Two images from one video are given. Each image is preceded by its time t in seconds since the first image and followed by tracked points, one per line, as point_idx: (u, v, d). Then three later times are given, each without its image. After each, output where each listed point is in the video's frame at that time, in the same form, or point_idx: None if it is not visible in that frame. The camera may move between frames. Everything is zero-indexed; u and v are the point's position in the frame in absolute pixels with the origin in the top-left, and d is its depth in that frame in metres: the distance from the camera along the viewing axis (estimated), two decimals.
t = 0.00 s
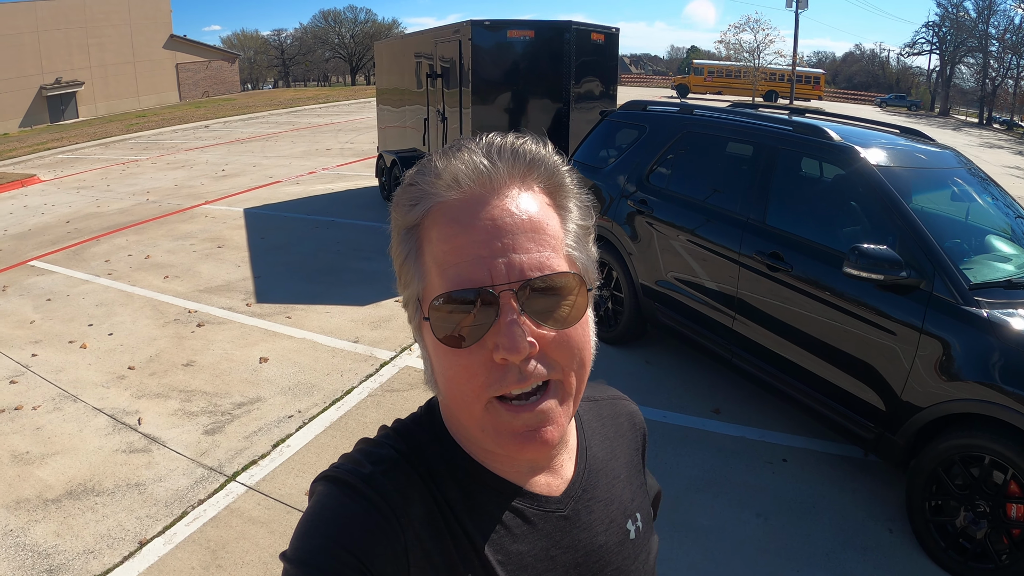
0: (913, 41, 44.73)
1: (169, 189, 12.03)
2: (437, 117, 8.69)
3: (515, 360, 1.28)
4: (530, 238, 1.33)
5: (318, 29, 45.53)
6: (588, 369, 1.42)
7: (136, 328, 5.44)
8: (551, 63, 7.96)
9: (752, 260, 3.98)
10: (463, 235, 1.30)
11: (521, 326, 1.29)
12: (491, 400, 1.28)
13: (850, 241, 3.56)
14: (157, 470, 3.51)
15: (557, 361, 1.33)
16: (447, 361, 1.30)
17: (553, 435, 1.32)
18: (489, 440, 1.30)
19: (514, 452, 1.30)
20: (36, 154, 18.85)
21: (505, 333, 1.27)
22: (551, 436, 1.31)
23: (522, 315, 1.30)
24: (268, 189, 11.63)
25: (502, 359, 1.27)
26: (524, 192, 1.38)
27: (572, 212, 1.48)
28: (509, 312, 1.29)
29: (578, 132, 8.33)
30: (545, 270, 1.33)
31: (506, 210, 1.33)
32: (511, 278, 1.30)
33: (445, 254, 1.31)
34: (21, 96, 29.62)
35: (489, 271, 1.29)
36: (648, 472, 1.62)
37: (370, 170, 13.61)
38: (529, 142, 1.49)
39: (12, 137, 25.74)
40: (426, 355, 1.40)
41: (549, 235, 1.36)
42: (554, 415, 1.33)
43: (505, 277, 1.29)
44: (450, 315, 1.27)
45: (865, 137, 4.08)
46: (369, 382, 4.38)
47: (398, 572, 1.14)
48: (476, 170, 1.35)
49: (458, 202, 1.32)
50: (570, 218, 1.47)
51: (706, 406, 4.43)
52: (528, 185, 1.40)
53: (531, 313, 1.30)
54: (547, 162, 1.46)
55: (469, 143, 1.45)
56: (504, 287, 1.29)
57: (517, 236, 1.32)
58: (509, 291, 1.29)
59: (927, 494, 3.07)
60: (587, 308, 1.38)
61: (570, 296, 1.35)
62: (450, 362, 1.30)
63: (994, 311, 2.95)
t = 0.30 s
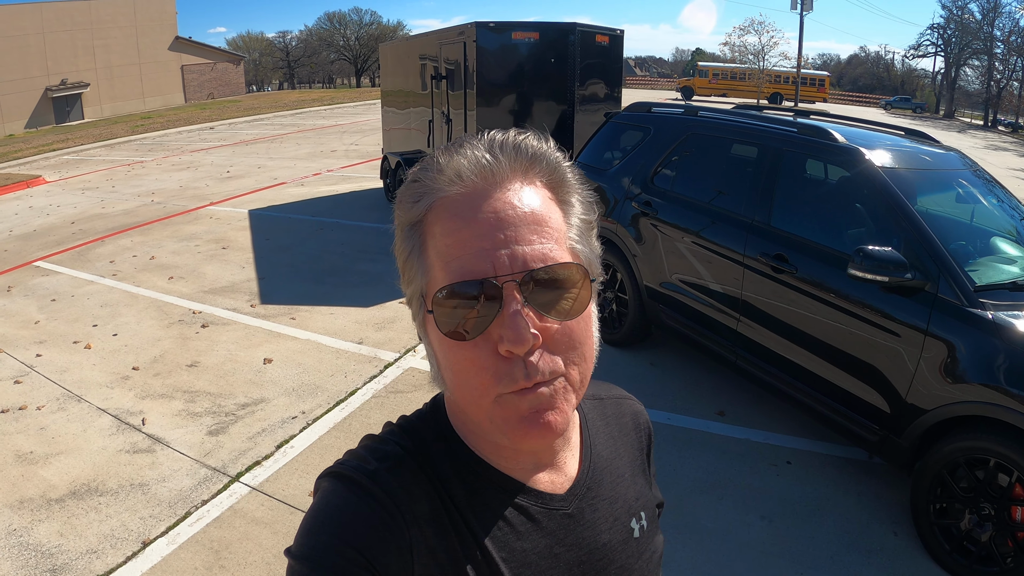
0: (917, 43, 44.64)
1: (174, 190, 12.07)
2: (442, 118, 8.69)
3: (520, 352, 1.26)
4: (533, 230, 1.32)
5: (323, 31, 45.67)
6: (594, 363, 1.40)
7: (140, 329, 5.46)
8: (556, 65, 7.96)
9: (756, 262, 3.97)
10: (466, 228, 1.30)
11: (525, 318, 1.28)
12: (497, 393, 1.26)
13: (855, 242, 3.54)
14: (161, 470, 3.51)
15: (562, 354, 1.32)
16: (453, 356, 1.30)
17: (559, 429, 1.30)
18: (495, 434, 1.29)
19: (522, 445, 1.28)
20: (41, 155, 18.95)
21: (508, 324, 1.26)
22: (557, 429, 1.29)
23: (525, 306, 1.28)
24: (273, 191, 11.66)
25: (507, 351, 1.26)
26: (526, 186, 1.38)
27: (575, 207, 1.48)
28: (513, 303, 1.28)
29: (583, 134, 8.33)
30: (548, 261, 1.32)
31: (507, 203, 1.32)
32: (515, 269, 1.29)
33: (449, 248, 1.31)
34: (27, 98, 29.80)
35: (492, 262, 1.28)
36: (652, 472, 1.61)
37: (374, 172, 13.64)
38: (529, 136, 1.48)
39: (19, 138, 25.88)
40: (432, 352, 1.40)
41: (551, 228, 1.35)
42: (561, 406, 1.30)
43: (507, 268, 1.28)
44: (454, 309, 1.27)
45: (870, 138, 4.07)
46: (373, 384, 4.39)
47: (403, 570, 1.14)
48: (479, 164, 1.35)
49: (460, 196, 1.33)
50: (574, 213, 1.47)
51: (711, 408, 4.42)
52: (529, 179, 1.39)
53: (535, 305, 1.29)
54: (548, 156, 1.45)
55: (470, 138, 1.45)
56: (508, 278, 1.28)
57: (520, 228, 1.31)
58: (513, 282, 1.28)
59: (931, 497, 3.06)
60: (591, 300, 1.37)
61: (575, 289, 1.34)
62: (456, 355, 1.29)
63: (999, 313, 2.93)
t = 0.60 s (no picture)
0: (925, 38, 44.31)
1: (179, 187, 12.09)
2: (446, 114, 8.67)
3: (515, 318, 1.23)
4: (537, 204, 1.34)
5: (327, 27, 45.63)
6: (592, 353, 1.37)
7: (145, 326, 5.47)
8: (561, 61, 7.92)
9: (762, 258, 3.94)
10: (472, 198, 1.31)
11: (523, 287, 1.26)
12: (489, 362, 1.22)
13: (862, 238, 3.52)
14: (165, 468, 3.52)
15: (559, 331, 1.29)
16: (447, 325, 1.27)
17: (550, 408, 1.26)
18: (486, 407, 1.25)
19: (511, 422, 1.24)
20: (48, 152, 19.02)
21: (505, 290, 1.24)
22: (547, 407, 1.25)
23: (524, 275, 1.27)
24: (278, 187, 11.66)
25: (502, 317, 1.23)
26: (535, 169, 1.40)
27: (581, 201, 1.49)
28: (511, 271, 1.27)
29: (588, 129, 8.29)
30: (550, 235, 1.32)
31: (515, 179, 1.35)
32: (517, 237, 1.29)
33: (454, 217, 1.31)
34: (32, 95, 29.89)
35: (495, 229, 1.29)
36: (651, 469, 1.60)
37: (379, 168, 13.62)
38: (543, 131, 1.53)
39: (24, 136, 25.96)
40: (429, 334, 1.37)
41: (556, 209, 1.36)
42: (553, 385, 1.27)
43: (510, 237, 1.28)
44: (451, 272, 1.25)
45: (877, 133, 4.03)
46: (377, 380, 4.38)
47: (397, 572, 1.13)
48: (492, 146, 1.40)
49: (470, 172, 1.35)
50: (579, 205, 1.48)
51: (716, 405, 4.40)
52: (539, 164, 1.42)
53: (534, 276, 1.28)
54: (560, 149, 1.49)
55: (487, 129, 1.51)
56: (509, 245, 1.28)
57: (524, 201, 1.33)
58: (513, 250, 1.28)
59: (938, 495, 3.03)
60: (590, 283, 1.36)
61: (576, 269, 1.33)
62: (450, 323, 1.27)
63: (1007, 310, 2.90)
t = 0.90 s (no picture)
0: (927, 34, 44.20)
1: (181, 187, 12.11)
2: (448, 113, 8.66)
3: (514, 326, 1.23)
4: (539, 210, 1.33)
5: (329, 27, 45.65)
6: (591, 357, 1.37)
7: (147, 327, 5.47)
8: (563, 59, 7.90)
9: (765, 257, 3.92)
10: (473, 201, 1.30)
11: (523, 293, 1.25)
12: (488, 368, 1.22)
13: (865, 236, 3.50)
14: (168, 469, 3.52)
15: (559, 337, 1.29)
16: (447, 328, 1.26)
17: (548, 416, 1.26)
18: (486, 413, 1.24)
19: (509, 428, 1.24)
20: (50, 153, 19.05)
21: (504, 297, 1.24)
22: (545, 415, 1.25)
23: (524, 283, 1.26)
24: (280, 187, 11.67)
25: (502, 325, 1.22)
26: (536, 171, 1.39)
27: (583, 201, 1.48)
28: (511, 278, 1.26)
29: (590, 128, 8.28)
30: (551, 241, 1.31)
31: (517, 182, 1.33)
32: (517, 244, 1.28)
33: (455, 221, 1.30)
34: (34, 96, 29.96)
35: (495, 235, 1.28)
36: (654, 471, 1.59)
37: (382, 168, 13.62)
38: (545, 129, 1.51)
39: (27, 137, 26.01)
40: (428, 334, 1.37)
41: (557, 214, 1.35)
42: (551, 392, 1.26)
43: (511, 242, 1.27)
44: (451, 277, 1.24)
45: (880, 131, 4.01)
46: (380, 380, 4.38)
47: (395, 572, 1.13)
48: (494, 147, 1.38)
49: (471, 173, 1.34)
50: (581, 206, 1.47)
51: (719, 404, 4.39)
52: (541, 166, 1.41)
53: (534, 283, 1.27)
54: (563, 149, 1.47)
55: (489, 128, 1.49)
56: (509, 252, 1.27)
57: (525, 206, 1.31)
58: (513, 257, 1.27)
59: (942, 494, 3.02)
60: (591, 289, 1.35)
61: (577, 274, 1.32)
62: (450, 328, 1.26)
63: (1011, 308, 2.88)
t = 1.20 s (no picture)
0: (924, 33, 44.27)
1: (180, 189, 12.09)
2: (447, 114, 8.66)
3: (517, 328, 1.23)
4: (541, 213, 1.33)
5: (326, 28, 45.64)
6: (593, 359, 1.37)
7: (146, 329, 5.46)
8: (560, 59, 7.90)
9: (764, 257, 3.92)
10: (475, 205, 1.30)
11: (526, 296, 1.25)
12: (491, 370, 1.22)
13: (865, 235, 3.50)
14: (167, 471, 3.51)
15: (562, 340, 1.28)
16: (450, 331, 1.26)
17: (552, 418, 1.25)
18: (488, 416, 1.24)
19: (512, 430, 1.24)
20: (47, 156, 19.03)
21: (507, 299, 1.23)
22: (549, 416, 1.25)
23: (528, 286, 1.26)
24: (278, 189, 11.66)
25: (505, 327, 1.22)
26: (539, 175, 1.39)
27: (584, 205, 1.48)
28: (514, 281, 1.25)
29: (589, 127, 8.27)
30: (553, 244, 1.31)
31: (519, 185, 1.33)
32: (520, 246, 1.28)
33: (457, 224, 1.30)
34: (31, 98, 29.93)
35: (499, 237, 1.27)
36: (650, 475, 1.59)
37: (380, 169, 13.62)
38: (546, 133, 1.52)
39: (24, 139, 25.97)
40: (431, 337, 1.36)
41: (559, 217, 1.35)
42: (555, 394, 1.26)
43: (514, 245, 1.27)
44: (455, 280, 1.24)
45: (878, 130, 4.01)
46: (379, 382, 4.37)
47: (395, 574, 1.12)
48: (496, 151, 1.38)
49: (473, 177, 1.34)
50: (583, 209, 1.47)
51: (719, 404, 4.39)
52: (542, 170, 1.41)
53: (537, 285, 1.27)
54: (563, 154, 1.48)
55: (490, 133, 1.49)
56: (513, 255, 1.27)
57: (528, 209, 1.32)
58: (516, 260, 1.27)
59: (942, 493, 3.02)
60: (593, 291, 1.35)
61: (579, 276, 1.32)
62: (452, 331, 1.26)
63: (1010, 307, 2.88)
